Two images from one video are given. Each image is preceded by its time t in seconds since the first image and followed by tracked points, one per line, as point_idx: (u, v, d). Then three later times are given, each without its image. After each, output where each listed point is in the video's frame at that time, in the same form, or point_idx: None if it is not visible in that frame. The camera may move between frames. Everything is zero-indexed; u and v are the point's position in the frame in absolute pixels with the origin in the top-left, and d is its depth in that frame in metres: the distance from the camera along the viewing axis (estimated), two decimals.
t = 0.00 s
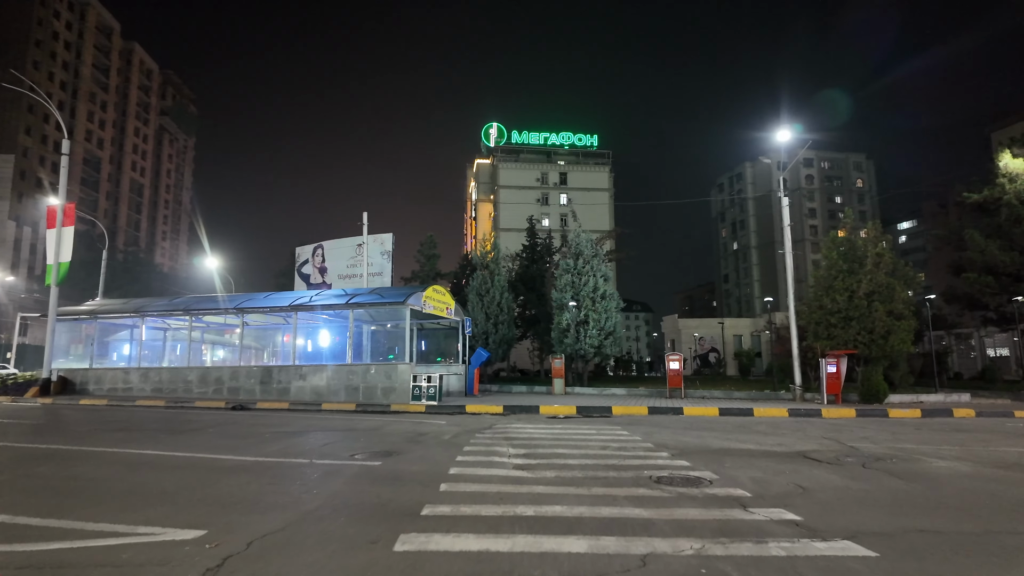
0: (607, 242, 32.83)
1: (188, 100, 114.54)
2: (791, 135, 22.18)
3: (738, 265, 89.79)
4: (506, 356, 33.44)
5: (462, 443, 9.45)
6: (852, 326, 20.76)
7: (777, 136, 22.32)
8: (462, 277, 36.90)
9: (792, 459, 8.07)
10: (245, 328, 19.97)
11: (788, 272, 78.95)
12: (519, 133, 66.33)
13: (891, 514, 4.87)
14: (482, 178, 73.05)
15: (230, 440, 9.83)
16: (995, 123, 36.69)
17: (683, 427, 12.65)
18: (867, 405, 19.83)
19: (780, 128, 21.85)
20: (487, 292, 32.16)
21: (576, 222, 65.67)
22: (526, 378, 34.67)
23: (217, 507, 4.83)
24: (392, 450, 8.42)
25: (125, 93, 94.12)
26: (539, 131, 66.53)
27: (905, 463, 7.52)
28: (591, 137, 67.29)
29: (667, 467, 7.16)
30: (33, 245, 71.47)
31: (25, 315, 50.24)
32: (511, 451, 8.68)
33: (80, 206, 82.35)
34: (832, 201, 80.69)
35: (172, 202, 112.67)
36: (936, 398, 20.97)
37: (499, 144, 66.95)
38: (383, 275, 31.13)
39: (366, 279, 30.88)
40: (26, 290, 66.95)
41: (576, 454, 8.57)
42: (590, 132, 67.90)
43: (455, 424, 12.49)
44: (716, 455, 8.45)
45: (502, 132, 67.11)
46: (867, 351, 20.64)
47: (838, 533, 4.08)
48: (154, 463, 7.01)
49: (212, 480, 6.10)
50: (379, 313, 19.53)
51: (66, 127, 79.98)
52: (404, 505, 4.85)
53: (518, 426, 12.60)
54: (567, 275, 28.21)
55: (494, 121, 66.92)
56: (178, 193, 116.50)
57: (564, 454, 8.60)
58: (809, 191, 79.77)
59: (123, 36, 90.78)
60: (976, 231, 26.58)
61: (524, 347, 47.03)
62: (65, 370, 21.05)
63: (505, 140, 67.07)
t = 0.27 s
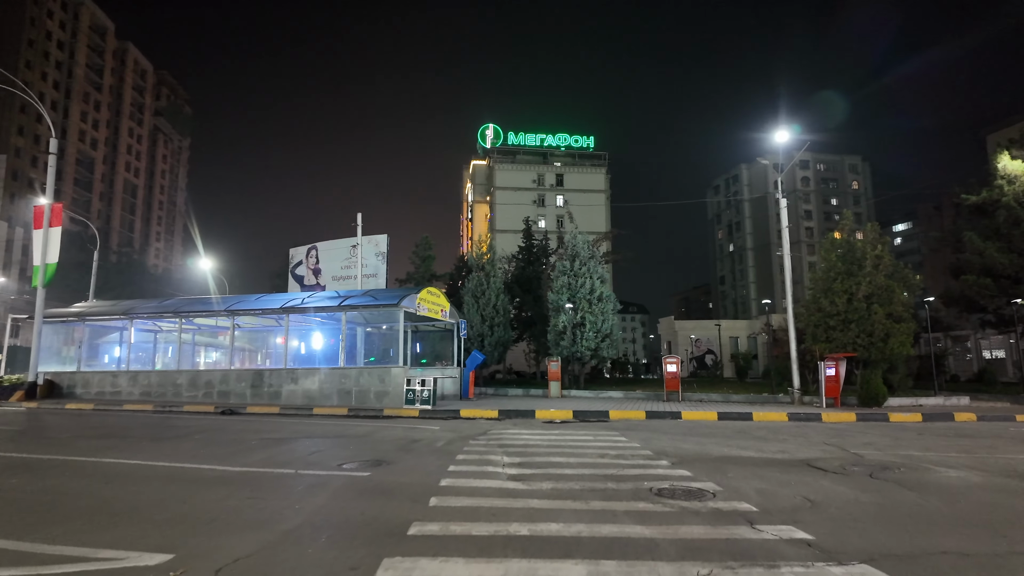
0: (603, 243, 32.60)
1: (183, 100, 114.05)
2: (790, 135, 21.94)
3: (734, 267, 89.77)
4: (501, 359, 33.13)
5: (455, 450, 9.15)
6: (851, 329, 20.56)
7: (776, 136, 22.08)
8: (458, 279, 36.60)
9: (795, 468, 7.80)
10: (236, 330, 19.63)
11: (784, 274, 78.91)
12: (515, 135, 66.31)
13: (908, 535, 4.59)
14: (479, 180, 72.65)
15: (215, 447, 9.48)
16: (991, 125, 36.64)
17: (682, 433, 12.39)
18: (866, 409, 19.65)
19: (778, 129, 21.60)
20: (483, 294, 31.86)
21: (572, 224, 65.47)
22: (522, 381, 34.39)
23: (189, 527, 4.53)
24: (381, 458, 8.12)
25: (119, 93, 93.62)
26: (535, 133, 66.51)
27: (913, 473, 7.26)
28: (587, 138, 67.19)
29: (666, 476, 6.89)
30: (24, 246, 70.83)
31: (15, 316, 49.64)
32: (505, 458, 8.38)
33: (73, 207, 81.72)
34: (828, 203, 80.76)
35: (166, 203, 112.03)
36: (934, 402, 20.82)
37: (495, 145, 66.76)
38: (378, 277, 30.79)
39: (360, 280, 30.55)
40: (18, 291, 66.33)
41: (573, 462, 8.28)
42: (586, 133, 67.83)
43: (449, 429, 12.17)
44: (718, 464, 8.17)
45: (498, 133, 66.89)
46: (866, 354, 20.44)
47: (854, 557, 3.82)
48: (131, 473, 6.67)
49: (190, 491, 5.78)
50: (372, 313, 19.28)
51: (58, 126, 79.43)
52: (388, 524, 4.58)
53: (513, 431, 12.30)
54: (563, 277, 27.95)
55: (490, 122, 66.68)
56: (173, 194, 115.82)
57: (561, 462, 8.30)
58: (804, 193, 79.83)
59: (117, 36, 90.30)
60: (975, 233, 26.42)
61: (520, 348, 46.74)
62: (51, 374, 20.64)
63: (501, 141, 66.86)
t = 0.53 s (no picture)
0: (600, 244, 32.32)
1: (178, 102, 113.45)
2: (788, 135, 21.67)
3: (730, 269, 89.63)
4: (497, 361, 32.79)
5: (447, 455, 8.81)
6: (850, 330, 20.30)
7: (774, 135, 21.81)
8: (454, 280, 36.28)
9: (800, 473, 7.48)
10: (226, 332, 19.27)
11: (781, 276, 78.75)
12: (512, 136, 65.74)
13: (926, 549, 4.28)
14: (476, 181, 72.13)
15: (197, 452, 9.11)
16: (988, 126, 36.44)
17: (681, 435, 12.09)
18: (866, 411, 19.42)
19: (776, 128, 21.34)
20: (478, 295, 31.53)
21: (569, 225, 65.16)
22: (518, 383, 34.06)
23: (155, 541, 4.21)
24: (369, 463, 7.76)
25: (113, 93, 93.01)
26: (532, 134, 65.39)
27: (922, 479, 6.96)
28: (584, 140, 66.23)
29: (666, 482, 6.56)
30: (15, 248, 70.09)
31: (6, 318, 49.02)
32: (497, 463, 8.03)
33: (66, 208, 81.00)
34: (824, 205, 80.70)
35: (160, 204, 111.31)
36: (935, 403, 20.57)
37: (492, 146, 66.34)
38: (372, 278, 30.39)
39: (354, 281, 30.18)
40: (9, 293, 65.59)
41: (569, 467, 7.96)
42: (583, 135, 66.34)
43: (441, 432, 11.83)
44: (720, 469, 7.84)
45: (495, 134, 66.45)
46: (866, 355, 20.17)
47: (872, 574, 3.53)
48: (101, 480, 6.31)
49: (161, 500, 5.43)
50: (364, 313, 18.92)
51: (51, 127, 78.81)
52: (368, 537, 4.25)
53: (508, 435, 11.96)
54: (560, 277, 27.64)
55: (486, 124, 66.42)
56: (167, 195, 115.11)
57: (556, 467, 7.97)
58: (801, 195, 79.78)
59: (111, 37, 89.78)
60: (973, 233, 26.17)
61: (516, 350, 46.41)
62: (36, 377, 20.22)
63: (498, 143, 66.47)
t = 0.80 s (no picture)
0: (599, 246, 31.99)
1: (177, 105, 113.34)
2: (790, 134, 21.37)
3: (730, 272, 89.32)
4: (496, 364, 32.39)
5: (442, 462, 8.46)
6: (855, 333, 19.94)
7: (776, 135, 21.51)
8: (453, 282, 35.94)
9: (811, 482, 7.11)
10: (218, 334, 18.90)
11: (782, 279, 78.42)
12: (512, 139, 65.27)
13: (957, 568, 3.93)
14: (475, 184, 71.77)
15: (181, 459, 8.73)
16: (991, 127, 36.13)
17: (684, 441, 11.76)
18: (872, 414, 19.08)
19: (778, 127, 21.05)
20: (477, 297, 31.17)
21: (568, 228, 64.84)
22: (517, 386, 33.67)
23: (115, 565, 3.86)
24: (358, 472, 7.40)
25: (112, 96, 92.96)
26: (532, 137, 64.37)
27: (940, 488, 6.60)
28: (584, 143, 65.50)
29: (671, 493, 6.20)
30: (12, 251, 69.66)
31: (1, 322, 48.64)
32: (493, 471, 7.67)
33: (65, 211, 80.70)
34: (824, 208, 80.43)
35: (159, 208, 110.93)
36: (942, 408, 20.22)
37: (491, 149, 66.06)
38: (370, 280, 30.04)
39: (352, 284, 29.83)
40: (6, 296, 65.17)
41: (567, 474, 7.61)
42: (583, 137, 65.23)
43: (436, 438, 11.46)
44: (727, 478, 7.48)
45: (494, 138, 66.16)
46: (872, 358, 19.81)
47: None
48: (73, 490, 5.96)
49: (133, 513, 5.08)
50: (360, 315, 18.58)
51: (49, 130, 78.63)
52: (348, 557, 3.90)
53: (505, 440, 11.59)
54: (559, 279, 27.32)
55: (486, 126, 66.24)
56: (167, 198, 114.84)
57: (555, 474, 7.61)
58: (801, 198, 79.51)
59: (111, 40, 89.78)
60: (978, 234, 25.82)
61: (516, 353, 46.05)
62: (25, 380, 19.85)
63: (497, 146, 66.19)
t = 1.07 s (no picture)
0: (600, 246, 31.65)
1: (177, 106, 113.18)
2: (794, 132, 21.05)
3: (731, 273, 88.99)
4: (495, 365, 32.05)
5: (437, 464, 8.13)
6: (861, 333, 19.60)
7: (779, 132, 21.19)
8: (453, 282, 35.62)
9: (824, 486, 6.76)
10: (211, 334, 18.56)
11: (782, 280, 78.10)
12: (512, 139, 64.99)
13: None
14: (475, 185, 71.46)
15: (165, 461, 8.38)
16: (994, 127, 35.83)
17: (688, 442, 11.43)
18: (877, 416, 18.75)
19: (781, 124, 20.73)
20: (476, 297, 30.85)
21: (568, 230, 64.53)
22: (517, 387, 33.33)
23: None
24: (348, 474, 7.05)
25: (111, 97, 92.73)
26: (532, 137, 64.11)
27: (962, 492, 6.25)
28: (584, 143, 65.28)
29: (678, 497, 5.85)
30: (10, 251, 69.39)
31: None
32: (490, 474, 7.32)
33: (63, 212, 80.39)
34: (825, 209, 80.11)
35: (158, 209, 110.57)
36: (948, 410, 19.87)
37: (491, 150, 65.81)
38: (368, 280, 29.71)
39: (349, 283, 29.50)
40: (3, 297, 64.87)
41: (568, 477, 7.27)
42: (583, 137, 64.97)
43: (433, 440, 11.11)
44: (735, 481, 7.14)
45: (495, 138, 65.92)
46: (877, 359, 19.47)
47: None
48: (42, 494, 5.60)
49: (104, 519, 4.73)
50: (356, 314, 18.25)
51: (48, 130, 78.45)
52: (330, 569, 3.56)
53: (505, 442, 11.24)
54: (559, 279, 26.99)
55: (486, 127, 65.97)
56: (166, 200, 114.55)
57: (556, 477, 7.27)
58: (802, 199, 79.25)
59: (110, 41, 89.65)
60: (983, 233, 25.47)
61: (516, 355, 45.71)
62: (15, 381, 19.52)
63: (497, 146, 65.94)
